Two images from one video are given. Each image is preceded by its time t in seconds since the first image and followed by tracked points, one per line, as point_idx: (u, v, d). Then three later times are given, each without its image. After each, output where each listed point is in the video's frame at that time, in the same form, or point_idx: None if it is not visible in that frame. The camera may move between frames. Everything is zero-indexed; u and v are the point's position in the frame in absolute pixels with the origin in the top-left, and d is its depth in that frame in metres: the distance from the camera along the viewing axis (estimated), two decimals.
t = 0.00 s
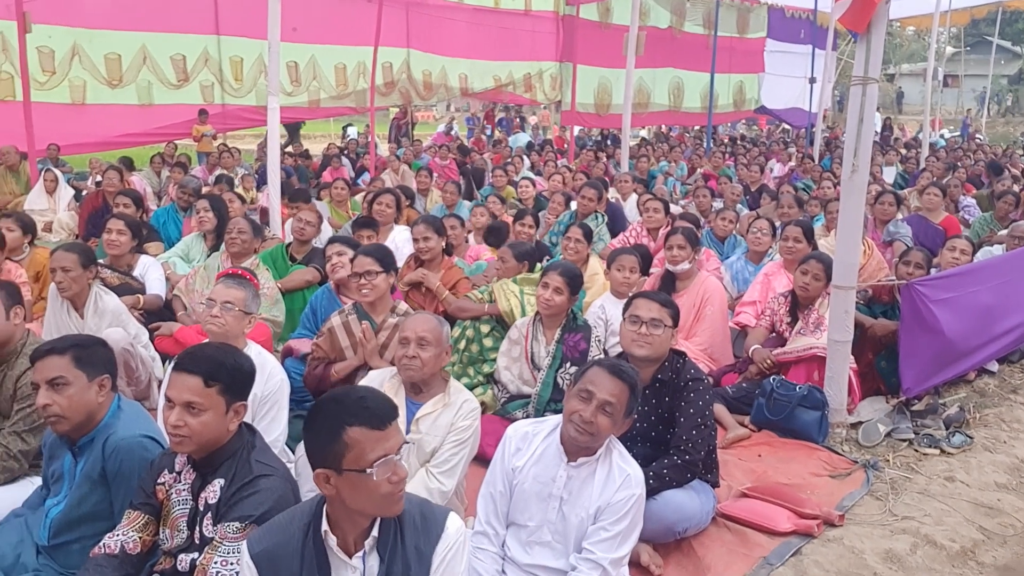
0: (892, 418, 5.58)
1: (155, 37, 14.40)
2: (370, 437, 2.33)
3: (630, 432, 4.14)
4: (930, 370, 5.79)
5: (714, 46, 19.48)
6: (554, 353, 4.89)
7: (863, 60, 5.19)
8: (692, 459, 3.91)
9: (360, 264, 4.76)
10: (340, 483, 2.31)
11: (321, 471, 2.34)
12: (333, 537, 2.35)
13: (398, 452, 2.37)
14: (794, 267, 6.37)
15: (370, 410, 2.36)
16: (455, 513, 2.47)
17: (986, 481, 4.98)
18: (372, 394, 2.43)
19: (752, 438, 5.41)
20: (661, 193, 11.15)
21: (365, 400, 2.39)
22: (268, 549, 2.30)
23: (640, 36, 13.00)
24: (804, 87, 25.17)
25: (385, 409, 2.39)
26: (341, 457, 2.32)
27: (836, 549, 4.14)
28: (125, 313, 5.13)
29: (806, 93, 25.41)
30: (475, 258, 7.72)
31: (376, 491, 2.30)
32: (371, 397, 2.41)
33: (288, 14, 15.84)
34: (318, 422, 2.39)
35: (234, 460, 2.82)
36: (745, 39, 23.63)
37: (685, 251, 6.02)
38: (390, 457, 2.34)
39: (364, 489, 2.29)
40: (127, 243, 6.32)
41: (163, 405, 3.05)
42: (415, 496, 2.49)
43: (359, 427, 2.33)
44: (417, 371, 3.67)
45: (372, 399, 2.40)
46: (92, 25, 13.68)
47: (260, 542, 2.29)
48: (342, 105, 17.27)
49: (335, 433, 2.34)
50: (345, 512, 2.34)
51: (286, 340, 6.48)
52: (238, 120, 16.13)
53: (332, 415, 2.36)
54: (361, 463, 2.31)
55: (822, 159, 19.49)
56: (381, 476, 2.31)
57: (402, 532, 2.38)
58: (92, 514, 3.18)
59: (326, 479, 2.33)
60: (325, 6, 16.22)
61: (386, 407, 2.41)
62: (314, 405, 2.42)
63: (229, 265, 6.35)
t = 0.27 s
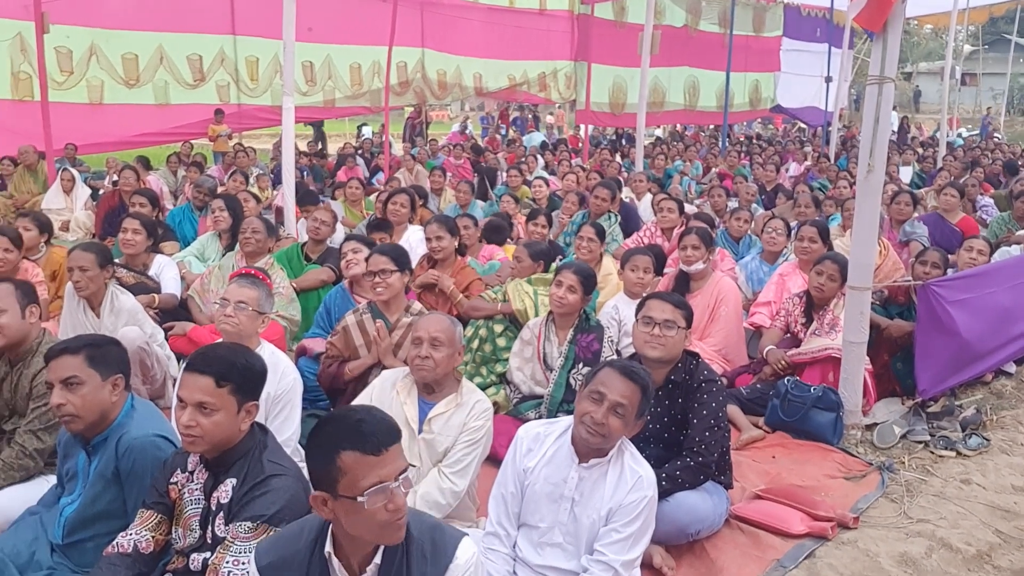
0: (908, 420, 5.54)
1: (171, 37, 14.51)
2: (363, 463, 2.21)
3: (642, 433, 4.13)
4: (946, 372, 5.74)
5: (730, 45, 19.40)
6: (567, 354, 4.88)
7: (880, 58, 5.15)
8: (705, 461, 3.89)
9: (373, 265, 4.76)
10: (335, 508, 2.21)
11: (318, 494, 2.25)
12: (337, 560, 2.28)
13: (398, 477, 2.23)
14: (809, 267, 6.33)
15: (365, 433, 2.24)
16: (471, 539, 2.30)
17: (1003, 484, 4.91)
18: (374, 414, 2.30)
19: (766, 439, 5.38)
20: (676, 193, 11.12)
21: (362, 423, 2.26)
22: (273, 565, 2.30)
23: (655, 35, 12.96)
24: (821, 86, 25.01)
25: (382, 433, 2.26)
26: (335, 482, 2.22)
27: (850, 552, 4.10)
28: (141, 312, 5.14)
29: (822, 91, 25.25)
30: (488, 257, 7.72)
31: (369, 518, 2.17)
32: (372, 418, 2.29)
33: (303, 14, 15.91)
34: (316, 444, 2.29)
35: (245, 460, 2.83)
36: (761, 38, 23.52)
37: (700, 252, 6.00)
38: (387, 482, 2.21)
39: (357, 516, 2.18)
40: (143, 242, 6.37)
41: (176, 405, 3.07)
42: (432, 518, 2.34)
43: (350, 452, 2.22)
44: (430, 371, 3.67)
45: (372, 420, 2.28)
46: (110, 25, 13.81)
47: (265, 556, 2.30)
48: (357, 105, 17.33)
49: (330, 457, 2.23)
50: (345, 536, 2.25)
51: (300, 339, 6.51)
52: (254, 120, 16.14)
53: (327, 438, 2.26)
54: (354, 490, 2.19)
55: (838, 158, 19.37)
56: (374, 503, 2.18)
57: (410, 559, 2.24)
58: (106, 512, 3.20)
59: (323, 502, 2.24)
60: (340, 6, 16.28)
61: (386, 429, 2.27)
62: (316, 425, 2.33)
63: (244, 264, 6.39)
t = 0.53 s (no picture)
0: (922, 420, 5.50)
1: (186, 36, 14.58)
2: (361, 483, 2.19)
3: (654, 433, 4.11)
4: (962, 372, 5.69)
5: (744, 42, 19.29)
6: (578, 353, 4.87)
7: (894, 56, 5.10)
8: (717, 462, 3.87)
9: (385, 264, 4.77)
10: (335, 525, 2.22)
11: (318, 510, 2.25)
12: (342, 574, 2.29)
13: (399, 498, 2.21)
14: (823, 266, 6.29)
15: (363, 453, 2.21)
16: (478, 553, 2.27)
17: (1019, 484, 4.86)
18: (374, 431, 2.26)
19: (779, 439, 5.35)
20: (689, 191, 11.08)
21: (360, 442, 2.23)
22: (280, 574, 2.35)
23: (668, 33, 12.91)
24: (836, 84, 24.84)
25: (381, 452, 2.22)
26: (335, 501, 2.21)
27: (864, 553, 4.08)
28: (156, 310, 5.16)
29: (837, 89, 25.08)
30: (500, 256, 7.71)
31: (368, 538, 2.17)
32: (372, 436, 2.24)
33: (317, 13, 15.96)
34: (317, 459, 2.28)
35: (255, 459, 2.84)
36: (775, 35, 23.39)
37: (712, 250, 5.96)
38: (387, 502, 2.18)
39: (356, 535, 2.18)
40: (157, 241, 6.40)
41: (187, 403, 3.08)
42: (439, 530, 2.32)
43: (348, 472, 2.20)
44: (441, 370, 3.67)
45: (370, 438, 2.24)
46: (124, 25, 13.93)
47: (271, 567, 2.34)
48: (370, 104, 17.35)
49: (329, 474, 2.22)
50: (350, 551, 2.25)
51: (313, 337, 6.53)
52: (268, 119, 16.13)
53: (326, 457, 2.24)
54: (352, 510, 2.18)
55: (853, 156, 19.24)
56: (372, 524, 2.16)
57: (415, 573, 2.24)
58: (118, 510, 3.22)
59: (323, 518, 2.25)
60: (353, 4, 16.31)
61: (385, 447, 2.24)
62: (317, 439, 2.31)
63: (257, 263, 6.41)
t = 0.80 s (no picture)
0: (934, 421, 5.47)
1: (199, 37, 14.67)
2: (376, 479, 2.20)
3: (664, 433, 4.11)
4: (975, 373, 5.66)
5: (756, 42, 19.24)
6: (589, 353, 4.87)
7: (907, 56, 5.08)
8: (728, 462, 3.87)
9: (395, 264, 4.78)
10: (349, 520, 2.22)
11: (333, 506, 2.26)
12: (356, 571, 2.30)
13: (415, 495, 2.22)
14: (835, 267, 6.27)
15: (380, 449, 2.21)
16: (491, 553, 2.28)
17: None
18: (389, 427, 2.27)
19: (790, 440, 5.33)
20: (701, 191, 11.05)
21: (378, 437, 2.23)
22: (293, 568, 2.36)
23: (680, 33, 12.89)
24: (848, 84, 24.72)
25: (397, 449, 2.23)
26: (349, 496, 2.22)
27: (875, 555, 4.06)
28: (168, 309, 5.19)
29: (849, 89, 24.96)
30: (510, 256, 7.71)
31: (382, 535, 2.18)
32: (388, 432, 2.25)
33: (328, 14, 16.03)
34: (332, 454, 2.28)
35: (267, 457, 2.86)
36: (787, 36, 23.33)
37: (724, 250, 5.95)
38: (404, 499, 2.20)
39: (369, 531, 2.19)
40: (169, 241, 6.44)
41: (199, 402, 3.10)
42: (451, 529, 2.34)
43: (363, 468, 2.20)
44: (451, 369, 3.68)
45: (386, 434, 2.25)
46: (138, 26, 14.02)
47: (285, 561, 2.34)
48: (381, 104, 17.38)
49: (344, 470, 2.23)
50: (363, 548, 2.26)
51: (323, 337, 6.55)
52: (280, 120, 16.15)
53: (342, 453, 2.25)
54: (366, 506, 2.19)
55: (866, 156, 19.13)
56: (386, 520, 2.17)
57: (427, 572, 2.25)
58: (131, 507, 3.25)
59: (338, 513, 2.25)
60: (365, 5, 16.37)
61: (400, 445, 2.24)
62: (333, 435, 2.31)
63: (269, 263, 6.44)
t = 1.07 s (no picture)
0: (946, 422, 5.43)
1: (210, 37, 14.73)
2: (367, 454, 2.27)
3: (674, 433, 4.10)
4: (989, 374, 5.58)
5: (768, 41, 19.18)
6: (598, 353, 4.87)
7: (918, 55, 5.06)
8: (738, 462, 3.86)
9: (405, 263, 4.80)
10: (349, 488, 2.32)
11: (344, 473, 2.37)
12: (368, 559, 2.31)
13: (402, 479, 2.24)
14: (845, 267, 6.24)
15: (386, 430, 2.28)
16: (503, 554, 2.27)
17: None
18: (408, 414, 2.34)
19: (801, 440, 5.31)
20: (711, 190, 11.03)
21: (385, 419, 2.30)
22: (310, 549, 2.36)
23: (691, 32, 12.86)
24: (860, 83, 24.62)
25: (405, 433, 2.29)
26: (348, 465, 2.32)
27: (886, 556, 4.04)
28: (180, 308, 5.22)
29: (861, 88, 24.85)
30: (520, 255, 7.72)
31: (365, 512, 2.22)
32: (404, 418, 2.32)
33: (339, 14, 16.08)
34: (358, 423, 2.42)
35: (278, 456, 2.87)
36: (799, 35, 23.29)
37: (735, 250, 5.93)
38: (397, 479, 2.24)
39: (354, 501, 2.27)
40: (181, 240, 6.47)
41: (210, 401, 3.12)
42: (466, 527, 2.34)
43: (361, 441, 2.30)
44: (461, 366, 3.68)
45: (402, 419, 2.32)
46: (150, 26, 14.11)
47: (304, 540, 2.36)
48: (392, 104, 17.40)
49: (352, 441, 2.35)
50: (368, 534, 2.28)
51: (333, 336, 6.57)
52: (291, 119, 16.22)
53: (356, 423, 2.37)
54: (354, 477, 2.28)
55: (878, 156, 19.04)
56: (364, 495, 2.23)
57: (437, 563, 2.26)
58: (142, 506, 3.27)
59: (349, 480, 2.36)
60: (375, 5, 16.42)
61: (401, 430, 2.29)
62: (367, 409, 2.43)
63: (279, 262, 6.46)
